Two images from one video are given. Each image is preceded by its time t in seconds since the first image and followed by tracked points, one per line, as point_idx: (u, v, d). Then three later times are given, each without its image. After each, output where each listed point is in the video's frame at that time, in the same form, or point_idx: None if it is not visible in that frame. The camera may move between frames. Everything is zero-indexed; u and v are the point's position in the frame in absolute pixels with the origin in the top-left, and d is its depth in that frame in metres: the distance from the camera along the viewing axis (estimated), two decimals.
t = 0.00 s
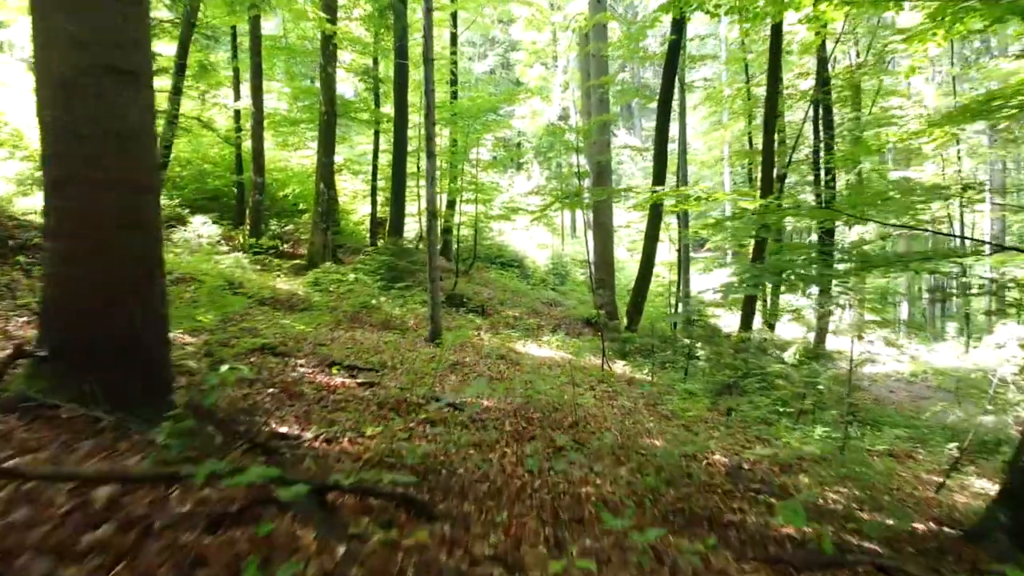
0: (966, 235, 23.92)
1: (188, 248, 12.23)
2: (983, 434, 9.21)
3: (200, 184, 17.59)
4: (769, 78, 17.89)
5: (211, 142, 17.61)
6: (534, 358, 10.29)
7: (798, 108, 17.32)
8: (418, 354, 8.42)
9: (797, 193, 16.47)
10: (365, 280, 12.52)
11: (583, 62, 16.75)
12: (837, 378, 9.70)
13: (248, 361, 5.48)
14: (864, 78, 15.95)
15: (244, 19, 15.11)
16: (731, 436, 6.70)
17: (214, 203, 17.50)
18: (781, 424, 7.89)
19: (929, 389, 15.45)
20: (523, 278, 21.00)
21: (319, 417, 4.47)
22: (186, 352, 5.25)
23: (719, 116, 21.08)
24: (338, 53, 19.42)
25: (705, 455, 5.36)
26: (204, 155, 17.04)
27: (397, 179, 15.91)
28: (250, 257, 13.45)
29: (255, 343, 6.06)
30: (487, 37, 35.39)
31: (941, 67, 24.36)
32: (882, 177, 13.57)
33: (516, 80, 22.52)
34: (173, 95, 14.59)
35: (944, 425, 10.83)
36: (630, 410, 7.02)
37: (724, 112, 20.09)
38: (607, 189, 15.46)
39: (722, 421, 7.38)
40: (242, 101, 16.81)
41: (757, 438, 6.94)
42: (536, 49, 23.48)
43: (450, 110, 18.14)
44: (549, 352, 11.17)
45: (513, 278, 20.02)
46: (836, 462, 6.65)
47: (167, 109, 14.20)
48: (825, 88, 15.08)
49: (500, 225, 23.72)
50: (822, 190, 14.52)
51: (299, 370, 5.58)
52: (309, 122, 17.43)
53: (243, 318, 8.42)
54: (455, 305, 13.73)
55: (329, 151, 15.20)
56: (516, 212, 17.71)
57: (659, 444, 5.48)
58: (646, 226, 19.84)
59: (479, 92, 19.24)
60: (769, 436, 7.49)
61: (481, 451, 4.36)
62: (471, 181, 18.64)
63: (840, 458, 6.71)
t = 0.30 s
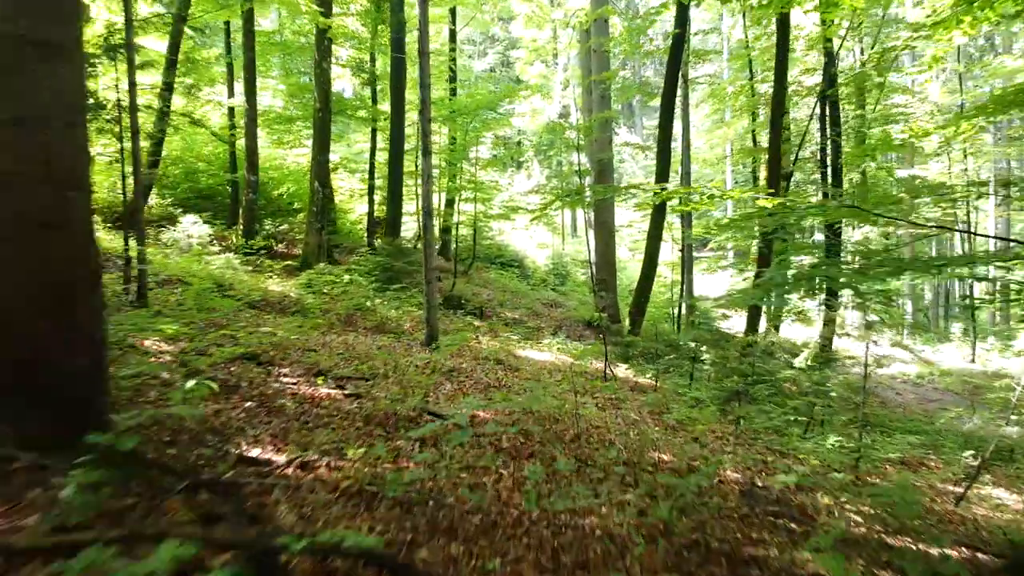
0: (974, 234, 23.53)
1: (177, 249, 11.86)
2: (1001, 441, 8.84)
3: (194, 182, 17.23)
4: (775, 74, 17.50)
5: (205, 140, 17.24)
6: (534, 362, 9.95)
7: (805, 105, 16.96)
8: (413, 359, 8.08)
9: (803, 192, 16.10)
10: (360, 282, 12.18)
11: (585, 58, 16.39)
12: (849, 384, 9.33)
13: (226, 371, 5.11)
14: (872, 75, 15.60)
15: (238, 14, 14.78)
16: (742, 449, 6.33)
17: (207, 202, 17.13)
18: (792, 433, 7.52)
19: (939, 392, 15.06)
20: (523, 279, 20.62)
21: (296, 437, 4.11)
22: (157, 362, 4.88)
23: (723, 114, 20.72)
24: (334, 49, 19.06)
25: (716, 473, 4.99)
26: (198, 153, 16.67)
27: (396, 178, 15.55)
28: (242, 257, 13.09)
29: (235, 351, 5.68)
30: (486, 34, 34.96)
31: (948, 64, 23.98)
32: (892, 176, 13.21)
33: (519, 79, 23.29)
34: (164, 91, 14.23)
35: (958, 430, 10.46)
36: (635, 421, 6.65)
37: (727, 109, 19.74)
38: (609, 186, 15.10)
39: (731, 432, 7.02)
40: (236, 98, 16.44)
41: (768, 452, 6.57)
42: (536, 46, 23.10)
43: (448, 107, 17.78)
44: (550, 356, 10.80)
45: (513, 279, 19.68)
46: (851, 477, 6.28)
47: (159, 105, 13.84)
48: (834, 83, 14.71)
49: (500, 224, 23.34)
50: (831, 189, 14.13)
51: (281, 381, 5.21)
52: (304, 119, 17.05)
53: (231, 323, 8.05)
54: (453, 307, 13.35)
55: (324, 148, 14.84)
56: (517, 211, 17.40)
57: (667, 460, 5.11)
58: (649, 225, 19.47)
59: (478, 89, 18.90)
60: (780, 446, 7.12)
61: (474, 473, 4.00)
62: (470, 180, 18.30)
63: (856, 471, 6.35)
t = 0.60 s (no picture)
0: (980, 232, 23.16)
1: (165, 248, 11.52)
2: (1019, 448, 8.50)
3: (186, 179, 16.87)
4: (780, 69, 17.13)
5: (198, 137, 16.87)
6: (532, 365, 9.62)
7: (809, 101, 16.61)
8: (405, 363, 7.75)
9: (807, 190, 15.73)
10: (354, 282, 11.84)
11: (585, 52, 16.04)
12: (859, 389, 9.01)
13: (198, 381, 4.77)
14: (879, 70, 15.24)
15: (229, 9, 14.44)
16: (749, 461, 5.99)
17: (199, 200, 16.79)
18: (802, 441, 7.17)
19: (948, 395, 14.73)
20: (522, 279, 20.29)
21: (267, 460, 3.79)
22: (123, 372, 4.54)
23: (726, 111, 20.34)
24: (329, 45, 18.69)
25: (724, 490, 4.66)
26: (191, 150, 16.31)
27: (392, 176, 15.21)
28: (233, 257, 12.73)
29: (212, 358, 5.34)
30: (485, 31, 34.54)
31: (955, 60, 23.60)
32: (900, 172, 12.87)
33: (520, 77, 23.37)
34: (154, 86, 13.86)
35: (971, 435, 10.10)
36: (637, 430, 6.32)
37: (730, 105, 19.37)
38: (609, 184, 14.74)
39: (737, 441, 6.68)
40: (229, 93, 16.07)
41: (778, 463, 6.23)
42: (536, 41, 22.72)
43: (446, 103, 17.43)
44: (549, 360, 10.46)
45: (512, 278, 19.34)
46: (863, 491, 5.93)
47: (148, 101, 13.49)
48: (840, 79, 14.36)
49: (499, 223, 22.99)
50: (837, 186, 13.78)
51: (259, 391, 4.87)
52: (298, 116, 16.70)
53: (216, 326, 7.70)
54: (449, 309, 12.98)
55: (318, 145, 14.50)
56: (515, 210, 17.07)
57: (672, 476, 4.77)
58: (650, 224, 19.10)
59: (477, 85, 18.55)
60: (790, 456, 6.78)
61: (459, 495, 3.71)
62: (469, 178, 17.95)
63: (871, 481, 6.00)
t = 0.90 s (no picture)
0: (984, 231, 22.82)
1: (153, 247, 11.18)
2: None
3: (179, 177, 16.53)
4: (785, 65, 16.76)
5: (191, 134, 16.54)
6: (532, 369, 9.27)
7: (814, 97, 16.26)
8: (398, 368, 7.38)
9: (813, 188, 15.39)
10: (347, 282, 11.49)
11: (586, 46, 15.65)
12: (872, 393, 8.63)
13: (168, 391, 4.42)
14: (887, 64, 14.87)
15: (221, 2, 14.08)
16: (760, 474, 5.63)
17: (193, 200, 16.44)
18: (813, 449, 6.82)
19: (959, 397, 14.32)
20: (522, 279, 19.92)
21: (233, 482, 3.44)
22: (85, 382, 4.19)
23: (728, 108, 20.01)
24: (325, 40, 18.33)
25: (735, 509, 4.30)
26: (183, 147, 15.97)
27: (388, 173, 14.81)
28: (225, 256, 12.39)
29: (187, 365, 4.99)
30: (485, 28, 34.21)
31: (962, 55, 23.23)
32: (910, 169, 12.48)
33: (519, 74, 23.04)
34: (144, 82, 13.51)
35: (984, 439, 9.74)
36: (641, 440, 5.97)
37: (734, 102, 19.01)
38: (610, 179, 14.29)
39: (746, 451, 6.33)
40: (222, 89, 15.73)
41: (789, 475, 5.88)
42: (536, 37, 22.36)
43: (443, 98, 17.03)
44: (548, 362, 10.12)
45: (512, 278, 18.99)
46: (879, 505, 5.58)
47: (138, 96, 13.14)
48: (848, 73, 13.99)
49: (498, 222, 22.63)
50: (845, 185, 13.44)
51: (234, 401, 4.52)
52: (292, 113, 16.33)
53: (200, 328, 7.36)
54: (446, 309, 12.64)
55: (312, 141, 14.13)
56: (515, 208, 16.73)
57: (678, 494, 4.41)
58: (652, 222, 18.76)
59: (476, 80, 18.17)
60: (800, 466, 6.43)
61: (445, 522, 3.33)
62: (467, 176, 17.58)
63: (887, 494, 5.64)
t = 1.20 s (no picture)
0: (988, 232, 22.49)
1: (141, 246, 10.86)
2: None
3: (172, 175, 16.21)
4: (790, 61, 16.46)
5: (184, 131, 16.22)
6: (531, 372, 8.96)
7: (819, 93, 15.94)
8: (391, 372, 7.07)
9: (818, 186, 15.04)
10: (341, 281, 11.18)
11: (587, 41, 15.33)
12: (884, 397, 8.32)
13: (137, 401, 4.11)
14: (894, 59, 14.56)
15: None
16: (772, 486, 5.31)
17: (187, 198, 16.14)
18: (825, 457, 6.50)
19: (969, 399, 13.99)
20: (522, 279, 19.61)
21: (199, 505, 3.12)
22: (46, 392, 3.89)
23: (731, 105, 19.67)
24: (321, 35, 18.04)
25: (749, 529, 3.96)
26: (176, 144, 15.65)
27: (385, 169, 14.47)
28: (216, 255, 12.07)
29: (161, 372, 4.68)
30: (484, 26, 33.90)
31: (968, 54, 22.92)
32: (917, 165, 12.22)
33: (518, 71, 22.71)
34: (134, 77, 13.19)
35: (999, 444, 9.40)
36: (646, 450, 5.64)
37: (737, 99, 18.71)
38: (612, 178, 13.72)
39: (755, 461, 6.01)
40: (215, 85, 15.42)
41: (802, 486, 5.55)
42: (536, 34, 22.07)
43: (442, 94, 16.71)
44: (548, 365, 9.79)
45: (511, 279, 18.68)
46: (897, 518, 5.25)
47: (128, 92, 12.84)
48: (854, 68, 13.69)
49: (498, 221, 22.32)
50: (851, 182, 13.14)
51: (210, 411, 4.20)
52: (287, 109, 16.02)
53: (184, 331, 7.05)
54: (444, 310, 12.33)
55: (306, 137, 13.80)
56: (514, 207, 16.43)
57: (687, 511, 4.09)
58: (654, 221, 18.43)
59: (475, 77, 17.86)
60: (813, 476, 6.11)
61: (429, 551, 3.01)
62: (465, 173, 17.26)
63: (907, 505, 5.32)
